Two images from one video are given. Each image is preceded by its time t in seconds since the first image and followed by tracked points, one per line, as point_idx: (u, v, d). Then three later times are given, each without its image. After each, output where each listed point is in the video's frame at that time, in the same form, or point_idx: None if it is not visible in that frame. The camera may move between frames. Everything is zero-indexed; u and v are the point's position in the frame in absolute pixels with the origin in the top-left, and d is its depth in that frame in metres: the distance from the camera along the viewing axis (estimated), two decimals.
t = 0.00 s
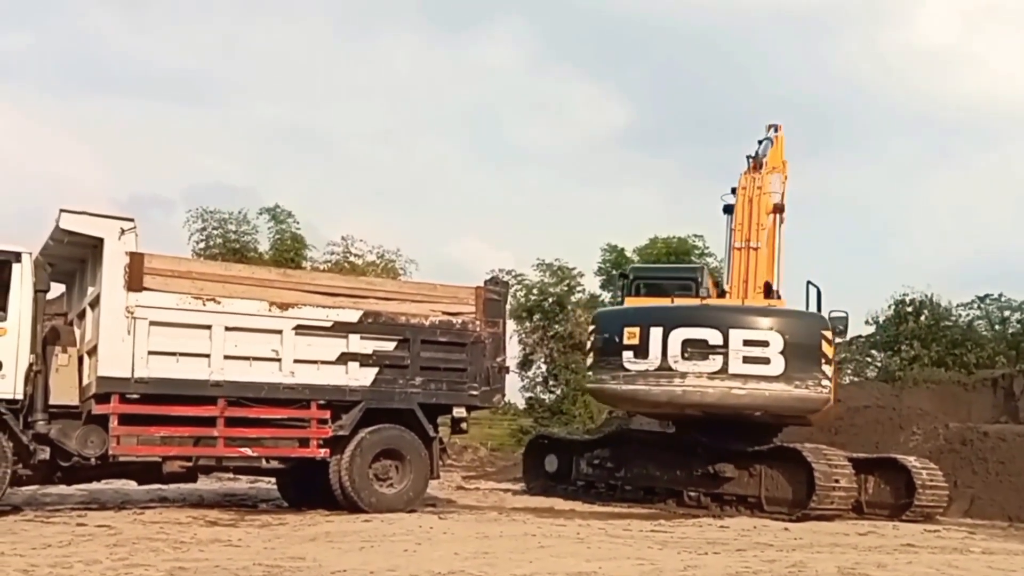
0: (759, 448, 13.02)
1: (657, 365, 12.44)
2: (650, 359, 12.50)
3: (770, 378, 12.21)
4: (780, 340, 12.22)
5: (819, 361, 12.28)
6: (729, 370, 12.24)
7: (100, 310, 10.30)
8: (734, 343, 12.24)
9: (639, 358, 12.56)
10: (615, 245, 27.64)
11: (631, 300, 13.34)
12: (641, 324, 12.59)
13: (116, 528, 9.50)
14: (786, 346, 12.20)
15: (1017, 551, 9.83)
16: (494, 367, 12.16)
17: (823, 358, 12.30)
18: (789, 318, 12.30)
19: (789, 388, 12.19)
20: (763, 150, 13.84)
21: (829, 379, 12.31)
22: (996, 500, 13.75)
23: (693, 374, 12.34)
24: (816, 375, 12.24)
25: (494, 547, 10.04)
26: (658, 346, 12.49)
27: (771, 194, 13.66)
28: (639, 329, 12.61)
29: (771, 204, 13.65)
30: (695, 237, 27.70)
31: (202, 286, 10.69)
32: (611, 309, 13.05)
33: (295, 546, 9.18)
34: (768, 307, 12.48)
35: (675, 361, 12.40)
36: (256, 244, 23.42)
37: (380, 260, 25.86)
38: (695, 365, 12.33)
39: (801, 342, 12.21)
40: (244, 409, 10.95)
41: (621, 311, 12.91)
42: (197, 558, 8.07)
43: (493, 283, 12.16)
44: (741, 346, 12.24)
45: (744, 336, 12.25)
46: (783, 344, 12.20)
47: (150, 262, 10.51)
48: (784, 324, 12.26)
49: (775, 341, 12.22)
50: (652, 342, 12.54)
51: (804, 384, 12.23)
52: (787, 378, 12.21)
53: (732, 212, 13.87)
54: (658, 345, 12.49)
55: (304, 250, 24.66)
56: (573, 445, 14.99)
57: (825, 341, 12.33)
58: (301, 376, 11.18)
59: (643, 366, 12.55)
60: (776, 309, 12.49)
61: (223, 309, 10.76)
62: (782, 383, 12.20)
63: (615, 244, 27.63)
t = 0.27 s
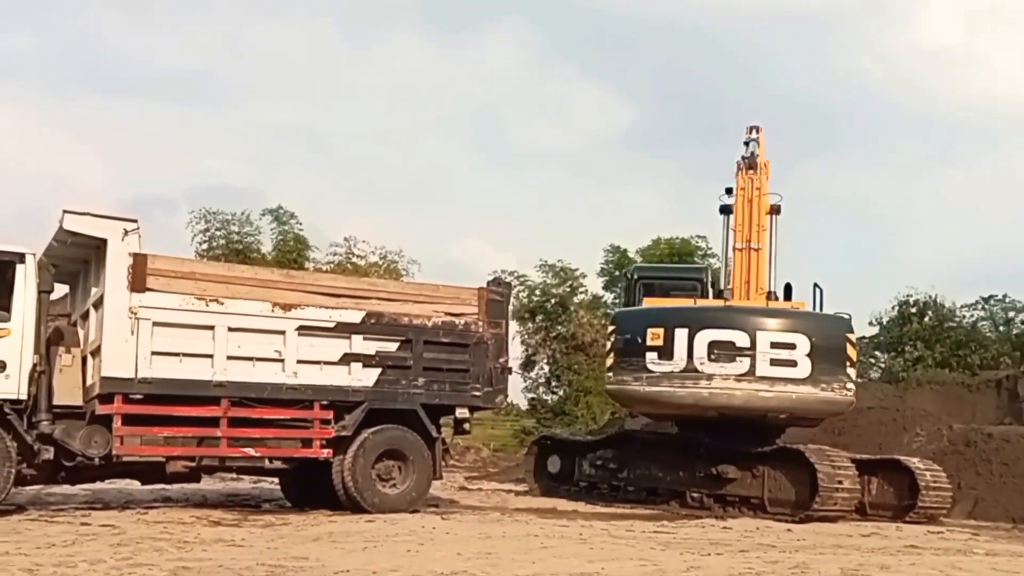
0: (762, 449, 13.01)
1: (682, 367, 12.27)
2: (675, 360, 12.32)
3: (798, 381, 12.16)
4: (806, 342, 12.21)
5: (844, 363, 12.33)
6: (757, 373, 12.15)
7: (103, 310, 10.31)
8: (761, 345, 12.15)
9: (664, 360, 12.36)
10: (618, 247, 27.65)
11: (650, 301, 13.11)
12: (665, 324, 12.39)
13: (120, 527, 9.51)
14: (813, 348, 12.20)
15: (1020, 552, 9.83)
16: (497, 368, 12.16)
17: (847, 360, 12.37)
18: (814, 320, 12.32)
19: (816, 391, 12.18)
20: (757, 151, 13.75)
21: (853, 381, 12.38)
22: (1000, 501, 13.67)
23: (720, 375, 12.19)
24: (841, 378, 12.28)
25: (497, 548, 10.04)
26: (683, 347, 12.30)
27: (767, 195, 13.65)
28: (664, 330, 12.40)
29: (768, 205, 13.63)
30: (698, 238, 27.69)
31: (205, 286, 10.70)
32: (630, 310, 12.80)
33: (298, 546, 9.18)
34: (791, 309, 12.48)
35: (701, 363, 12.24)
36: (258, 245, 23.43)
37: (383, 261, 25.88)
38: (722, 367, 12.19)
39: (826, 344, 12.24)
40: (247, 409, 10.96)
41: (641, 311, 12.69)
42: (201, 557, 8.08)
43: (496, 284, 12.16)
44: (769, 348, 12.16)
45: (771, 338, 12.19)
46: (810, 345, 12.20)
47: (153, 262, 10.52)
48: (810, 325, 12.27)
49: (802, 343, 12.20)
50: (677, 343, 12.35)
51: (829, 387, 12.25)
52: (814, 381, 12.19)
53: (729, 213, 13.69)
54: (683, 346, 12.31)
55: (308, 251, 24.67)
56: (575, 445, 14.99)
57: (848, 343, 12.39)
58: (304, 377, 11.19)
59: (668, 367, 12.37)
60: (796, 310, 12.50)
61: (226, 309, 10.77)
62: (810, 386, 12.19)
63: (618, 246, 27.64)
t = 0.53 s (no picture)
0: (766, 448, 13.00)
1: (712, 367, 12.03)
2: (705, 360, 12.07)
3: (826, 382, 12.06)
4: (835, 342, 12.10)
5: (871, 365, 12.23)
6: (786, 373, 12.01)
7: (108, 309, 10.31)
8: (791, 345, 12.01)
9: (693, 360, 12.08)
10: (621, 245, 27.64)
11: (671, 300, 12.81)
12: (694, 324, 12.11)
13: (124, 526, 9.51)
14: (842, 349, 12.09)
15: None
16: (501, 367, 12.15)
17: (875, 362, 12.27)
18: (843, 321, 12.22)
19: (845, 392, 12.08)
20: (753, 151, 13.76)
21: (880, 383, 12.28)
22: (1005, 501, 13.54)
23: (750, 376, 12.00)
24: (869, 380, 12.19)
25: (501, 547, 10.04)
26: (712, 347, 12.06)
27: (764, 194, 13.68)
28: (692, 330, 12.11)
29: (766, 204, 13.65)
30: (702, 236, 27.67)
31: (209, 285, 10.70)
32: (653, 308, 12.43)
33: (302, 545, 9.18)
34: (818, 310, 12.36)
35: (732, 363, 12.03)
36: (263, 243, 23.43)
37: (387, 259, 25.88)
38: (751, 367, 12.00)
39: (856, 345, 12.14)
40: (251, 408, 10.95)
41: (666, 310, 12.35)
42: (205, 557, 8.08)
43: (499, 283, 12.16)
44: (799, 348, 12.02)
45: (801, 338, 12.05)
46: (839, 346, 12.10)
47: (158, 261, 10.52)
48: (839, 325, 12.17)
49: (831, 344, 12.09)
50: (705, 342, 12.09)
51: (857, 388, 12.14)
52: (843, 382, 12.09)
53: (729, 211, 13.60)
54: (712, 346, 12.06)
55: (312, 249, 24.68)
56: (579, 444, 15.00)
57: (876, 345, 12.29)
58: (309, 375, 11.18)
59: (697, 367, 12.10)
60: (820, 310, 12.36)
61: (231, 308, 10.77)
62: (838, 388, 12.09)
63: (621, 244, 27.64)
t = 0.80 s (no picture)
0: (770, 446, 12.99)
1: (741, 367, 11.87)
2: (733, 360, 11.90)
3: (853, 382, 11.97)
4: (862, 342, 12.01)
5: (895, 366, 12.17)
6: (815, 374, 11.90)
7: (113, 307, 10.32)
8: (819, 344, 11.91)
9: (721, 359, 11.90)
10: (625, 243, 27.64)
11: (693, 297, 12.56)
12: (722, 322, 11.91)
13: (129, 524, 9.52)
14: (869, 350, 12.02)
15: None
16: (504, 365, 12.14)
17: (898, 363, 12.22)
18: (868, 321, 12.15)
19: (871, 393, 12.00)
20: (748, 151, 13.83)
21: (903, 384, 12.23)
22: (1009, 499, 13.51)
23: (779, 375, 11.87)
24: (893, 381, 12.12)
25: (504, 545, 10.03)
26: (741, 346, 11.89)
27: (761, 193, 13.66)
28: (720, 329, 11.92)
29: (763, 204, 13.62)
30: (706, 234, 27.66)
31: (213, 284, 10.70)
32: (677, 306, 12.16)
33: (306, 543, 9.18)
34: (842, 309, 12.29)
35: (760, 362, 11.88)
36: (267, 241, 23.45)
37: (391, 257, 25.90)
38: (780, 367, 11.87)
39: (882, 346, 12.08)
40: (255, 406, 10.96)
41: (689, 307, 12.10)
42: (209, 554, 8.08)
43: (503, 281, 12.17)
44: (826, 348, 11.93)
45: (829, 337, 11.95)
46: (865, 346, 12.02)
47: (162, 259, 10.53)
48: (865, 326, 12.10)
49: (858, 344, 12.00)
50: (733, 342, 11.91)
51: (882, 389, 12.07)
52: (868, 383, 12.02)
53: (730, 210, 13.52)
54: (741, 345, 11.89)
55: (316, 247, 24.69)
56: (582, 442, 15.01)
57: (899, 345, 12.25)
58: (313, 373, 11.19)
59: (724, 367, 11.92)
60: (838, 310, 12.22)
61: (234, 306, 10.78)
62: (864, 388, 12.01)
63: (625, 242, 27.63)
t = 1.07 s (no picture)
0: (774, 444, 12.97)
1: (775, 366, 11.74)
2: (768, 359, 11.77)
3: (884, 382, 11.94)
4: (892, 342, 12.02)
5: (922, 366, 12.20)
6: (848, 373, 11.85)
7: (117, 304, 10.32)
8: (853, 344, 11.88)
9: (755, 358, 11.76)
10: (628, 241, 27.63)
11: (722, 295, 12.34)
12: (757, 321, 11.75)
13: (133, 521, 9.52)
14: (899, 350, 12.03)
15: None
16: (508, 362, 12.13)
17: (925, 363, 12.26)
18: (897, 322, 12.17)
19: (900, 392, 11.99)
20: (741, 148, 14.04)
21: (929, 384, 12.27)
22: (1014, 497, 13.50)
23: (814, 375, 11.78)
24: (921, 381, 12.14)
25: (508, 543, 10.02)
26: (775, 345, 11.78)
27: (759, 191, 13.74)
28: (754, 328, 11.76)
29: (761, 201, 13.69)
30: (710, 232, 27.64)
31: (217, 281, 10.71)
32: (708, 303, 11.92)
33: (309, 540, 9.17)
34: (871, 310, 12.30)
35: (795, 361, 11.77)
36: (270, 239, 23.44)
37: (394, 255, 25.90)
38: (815, 367, 11.79)
39: (911, 346, 12.10)
40: (259, 403, 10.96)
41: (722, 305, 11.88)
42: (213, 551, 8.07)
43: (506, 279, 12.16)
44: (860, 348, 11.90)
45: (862, 337, 11.92)
46: (896, 347, 12.03)
47: (167, 257, 10.54)
48: (895, 326, 12.11)
49: (889, 344, 12.00)
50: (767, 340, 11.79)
51: (911, 389, 12.07)
52: (898, 383, 12.01)
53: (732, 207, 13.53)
54: (775, 344, 11.78)
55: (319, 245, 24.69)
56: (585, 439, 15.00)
57: (926, 346, 12.29)
58: (316, 371, 11.18)
59: (757, 365, 11.78)
60: (860, 310, 12.15)
61: (238, 304, 10.78)
62: (894, 388, 12.00)
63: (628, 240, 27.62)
